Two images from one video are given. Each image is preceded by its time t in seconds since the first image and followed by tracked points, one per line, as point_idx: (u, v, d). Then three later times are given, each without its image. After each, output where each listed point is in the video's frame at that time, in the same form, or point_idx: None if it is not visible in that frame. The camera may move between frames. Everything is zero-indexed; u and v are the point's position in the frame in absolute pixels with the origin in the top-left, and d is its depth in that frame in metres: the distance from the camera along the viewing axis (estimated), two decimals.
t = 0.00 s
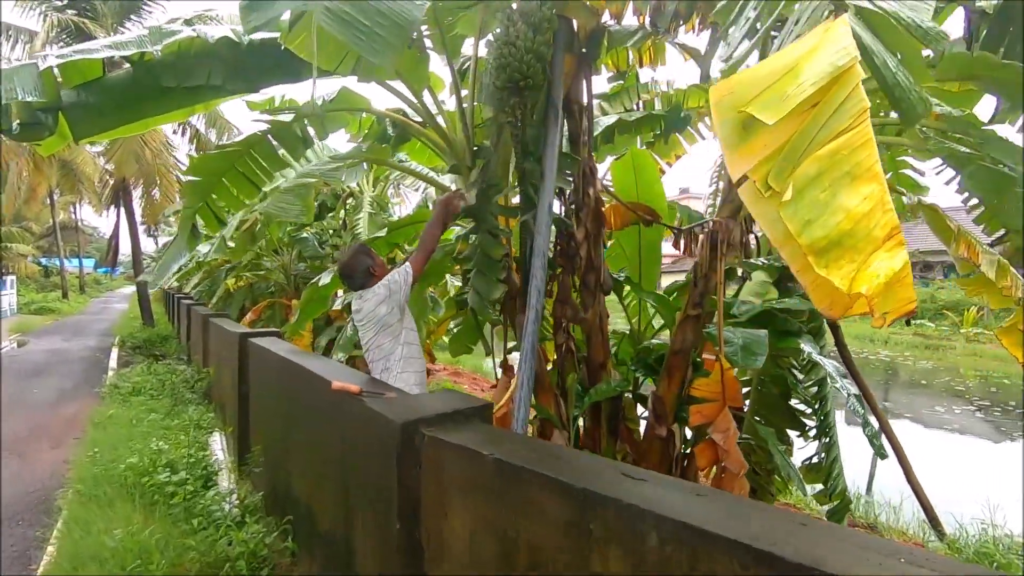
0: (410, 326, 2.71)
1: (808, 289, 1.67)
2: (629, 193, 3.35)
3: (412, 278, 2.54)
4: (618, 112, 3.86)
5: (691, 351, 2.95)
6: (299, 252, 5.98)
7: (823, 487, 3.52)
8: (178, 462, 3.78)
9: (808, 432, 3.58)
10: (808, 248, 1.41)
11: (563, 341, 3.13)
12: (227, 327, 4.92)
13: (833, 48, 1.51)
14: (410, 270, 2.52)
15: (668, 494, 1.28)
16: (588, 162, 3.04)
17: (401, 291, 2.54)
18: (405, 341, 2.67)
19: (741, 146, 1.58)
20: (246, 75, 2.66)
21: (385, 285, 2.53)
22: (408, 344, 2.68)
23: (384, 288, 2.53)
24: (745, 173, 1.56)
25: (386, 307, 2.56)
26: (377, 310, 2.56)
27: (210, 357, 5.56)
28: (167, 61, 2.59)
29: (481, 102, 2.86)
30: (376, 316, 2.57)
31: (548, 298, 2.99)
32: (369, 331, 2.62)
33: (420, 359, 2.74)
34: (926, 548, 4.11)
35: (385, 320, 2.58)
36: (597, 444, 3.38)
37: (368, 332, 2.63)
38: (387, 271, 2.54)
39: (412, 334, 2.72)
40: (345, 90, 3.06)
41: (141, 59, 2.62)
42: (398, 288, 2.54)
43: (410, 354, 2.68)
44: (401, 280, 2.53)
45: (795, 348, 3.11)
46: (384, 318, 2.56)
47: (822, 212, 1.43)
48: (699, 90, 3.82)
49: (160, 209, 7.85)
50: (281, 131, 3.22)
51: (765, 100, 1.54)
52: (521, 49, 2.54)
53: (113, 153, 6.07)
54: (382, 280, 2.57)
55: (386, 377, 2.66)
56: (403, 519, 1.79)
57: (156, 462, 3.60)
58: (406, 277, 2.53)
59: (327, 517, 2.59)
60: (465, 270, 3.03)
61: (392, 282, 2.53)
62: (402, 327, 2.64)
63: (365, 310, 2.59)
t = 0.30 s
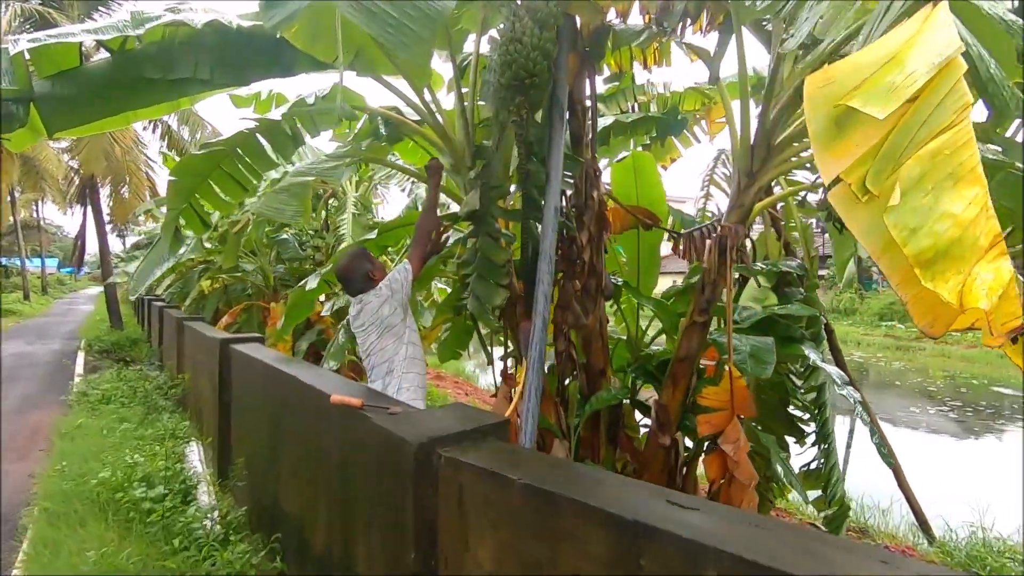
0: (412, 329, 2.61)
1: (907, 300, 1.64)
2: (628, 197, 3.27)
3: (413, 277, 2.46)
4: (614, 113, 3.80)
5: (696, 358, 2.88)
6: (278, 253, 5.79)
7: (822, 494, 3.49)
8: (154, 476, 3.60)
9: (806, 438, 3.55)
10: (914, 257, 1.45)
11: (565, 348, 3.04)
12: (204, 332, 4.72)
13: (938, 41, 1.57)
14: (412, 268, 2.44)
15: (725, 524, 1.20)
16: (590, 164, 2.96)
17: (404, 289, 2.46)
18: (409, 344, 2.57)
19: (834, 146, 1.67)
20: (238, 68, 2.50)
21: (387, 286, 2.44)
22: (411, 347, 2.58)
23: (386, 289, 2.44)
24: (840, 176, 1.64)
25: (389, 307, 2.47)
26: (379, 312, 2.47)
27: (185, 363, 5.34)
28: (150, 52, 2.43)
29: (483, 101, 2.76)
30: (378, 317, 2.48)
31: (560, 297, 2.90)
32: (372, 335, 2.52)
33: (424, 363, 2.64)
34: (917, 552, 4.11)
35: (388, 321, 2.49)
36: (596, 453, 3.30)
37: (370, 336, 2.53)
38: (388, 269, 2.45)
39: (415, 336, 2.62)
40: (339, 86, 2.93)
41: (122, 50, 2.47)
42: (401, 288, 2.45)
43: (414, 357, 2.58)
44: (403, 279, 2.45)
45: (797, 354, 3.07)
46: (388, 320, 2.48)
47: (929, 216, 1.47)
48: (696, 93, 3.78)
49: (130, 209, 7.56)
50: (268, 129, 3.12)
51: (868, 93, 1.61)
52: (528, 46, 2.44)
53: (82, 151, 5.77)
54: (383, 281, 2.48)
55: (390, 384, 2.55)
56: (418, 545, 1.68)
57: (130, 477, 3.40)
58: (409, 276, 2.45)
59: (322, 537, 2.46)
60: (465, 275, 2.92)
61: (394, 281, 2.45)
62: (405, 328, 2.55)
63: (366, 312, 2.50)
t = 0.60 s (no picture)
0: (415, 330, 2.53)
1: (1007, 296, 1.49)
2: (631, 199, 3.20)
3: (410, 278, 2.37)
4: (612, 113, 3.73)
5: (702, 362, 2.83)
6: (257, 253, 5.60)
7: (821, 499, 3.46)
8: (131, 486, 3.40)
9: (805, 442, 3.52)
10: None
11: (567, 351, 2.96)
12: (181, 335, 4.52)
13: None
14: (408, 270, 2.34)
15: (790, 546, 1.13)
16: (595, 163, 2.88)
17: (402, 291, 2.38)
18: (412, 346, 2.49)
19: (934, 123, 1.57)
20: (231, 58, 2.35)
21: (384, 290, 2.36)
22: (416, 349, 2.51)
23: (384, 293, 2.36)
24: (944, 155, 1.52)
25: (388, 312, 2.40)
26: (379, 316, 2.40)
27: (160, 366, 5.13)
28: (136, 36, 2.28)
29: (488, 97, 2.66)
30: (378, 321, 2.41)
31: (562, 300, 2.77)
32: (374, 340, 2.46)
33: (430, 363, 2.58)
34: (911, 554, 4.10)
35: (389, 325, 2.41)
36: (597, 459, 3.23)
37: (373, 341, 2.46)
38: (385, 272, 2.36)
39: (419, 337, 2.55)
40: (335, 78, 2.81)
41: (107, 33, 2.32)
42: (398, 290, 2.37)
43: (419, 359, 2.51)
44: (400, 282, 2.36)
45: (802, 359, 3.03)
46: (389, 325, 2.41)
47: None
48: (695, 93, 3.73)
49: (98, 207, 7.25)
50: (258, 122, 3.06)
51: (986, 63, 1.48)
52: (539, 39, 2.35)
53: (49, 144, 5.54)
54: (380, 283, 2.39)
55: (396, 387, 2.48)
56: (439, 566, 1.57)
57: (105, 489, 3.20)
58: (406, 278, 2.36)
59: (322, 553, 2.33)
60: (467, 277, 2.81)
61: (388, 286, 2.35)
62: (407, 330, 2.47)
63: (365, 316, 2.43)
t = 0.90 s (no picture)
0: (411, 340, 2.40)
1: None
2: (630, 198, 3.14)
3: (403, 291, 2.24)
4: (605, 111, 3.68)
5: (704, 366, 2.77)
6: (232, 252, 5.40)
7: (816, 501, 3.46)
8: (102, 499, 3.21)
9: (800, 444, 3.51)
10: None
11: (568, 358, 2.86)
12: (153, 337, 4.31)
13: None
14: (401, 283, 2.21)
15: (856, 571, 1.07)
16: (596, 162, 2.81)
17: (393, 305, 2.25)
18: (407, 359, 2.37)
19: None
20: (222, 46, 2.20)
21: (376, 302, 2.23)
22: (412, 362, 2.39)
23: (376, 306, 2.23)
24: None
25: (381, 325, 2.28)
26: (371, 329, 2.28)
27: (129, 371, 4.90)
28: (116, 13, 2.11)
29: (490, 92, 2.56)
30: (369, 334, 2.29)
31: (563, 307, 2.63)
32: (368, 352, 2.35)
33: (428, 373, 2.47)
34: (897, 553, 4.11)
35: (381, 339, 2.30)
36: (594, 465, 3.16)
37: (366, 352, 2.35)
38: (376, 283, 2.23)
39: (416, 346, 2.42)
40: (327, 69, 2.70)
41: (82, 11, 2.15)
42: (391, 304, 2.24)
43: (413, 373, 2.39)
44: (392, 296, 2.22)
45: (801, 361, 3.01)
46: (382, 338, 2.29)
47: None
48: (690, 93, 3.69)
49: (59, 201, 6.93)
50: (244, 113, 2.98)
51: None
52: (546, 32, 2.26)
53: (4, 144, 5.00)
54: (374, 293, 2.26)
55: (390, 398, 2.39)
56: None
57: (75, 502, 3.01)
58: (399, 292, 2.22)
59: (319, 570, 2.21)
60: (465, 278, 2.71)
61: (381, 298, 2.23)
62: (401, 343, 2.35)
63: (356, 327, 2.31)
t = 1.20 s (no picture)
0: (403, 360, 2.18)
1: None
2: (620, 191, 3.08)
3: (394, 310, 2.02)
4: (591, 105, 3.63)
5: (699, 363, 2.72)
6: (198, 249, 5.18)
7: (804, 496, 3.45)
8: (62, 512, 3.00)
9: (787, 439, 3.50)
10: None
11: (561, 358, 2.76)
12: (114, 338, 4.08)
13: None
14: (389, 303, 1.99)
15: None
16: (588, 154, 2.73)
17: (378, 324, 2.03)
18: (395, 381, 2.16)
19: None
20: (195, 26, 2.04)
21: (362, 315, 2.03)
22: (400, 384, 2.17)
23: (361, 320, 2.04)
24: None
25: (367, 339, 2.08)
26: (356, 342, 2.10)
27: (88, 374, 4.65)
28: None
29: (481, 81, 2.46)
30: (354, 347, 2.11)
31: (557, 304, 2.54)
32: (356, 362, 2.17)
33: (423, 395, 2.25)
34: (875, 542, 4.14)
35: (366, 354, 2.11)
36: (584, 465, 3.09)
37: (355, 363, 2.18)
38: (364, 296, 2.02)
39: (409, 367, 2.20)
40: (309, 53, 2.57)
41: None
42: (377, 322, 2.03)
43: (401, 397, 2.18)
44: (378, 314, 2.01)
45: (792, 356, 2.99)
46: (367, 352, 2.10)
47: None
48: (676, 86, 3.65)
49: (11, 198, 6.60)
50: (217, 101, 2.78)
51: None
52: (542, 16, 2.19)
53: None
54: (364, 303, 2.06)
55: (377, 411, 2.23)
56: None
57: (33, 516, 2.80)
58: (385, 312, 2.00)
59: None
60: (454, 275, 2.61)
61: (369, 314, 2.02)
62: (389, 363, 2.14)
63: (343, 335, 2.13)
